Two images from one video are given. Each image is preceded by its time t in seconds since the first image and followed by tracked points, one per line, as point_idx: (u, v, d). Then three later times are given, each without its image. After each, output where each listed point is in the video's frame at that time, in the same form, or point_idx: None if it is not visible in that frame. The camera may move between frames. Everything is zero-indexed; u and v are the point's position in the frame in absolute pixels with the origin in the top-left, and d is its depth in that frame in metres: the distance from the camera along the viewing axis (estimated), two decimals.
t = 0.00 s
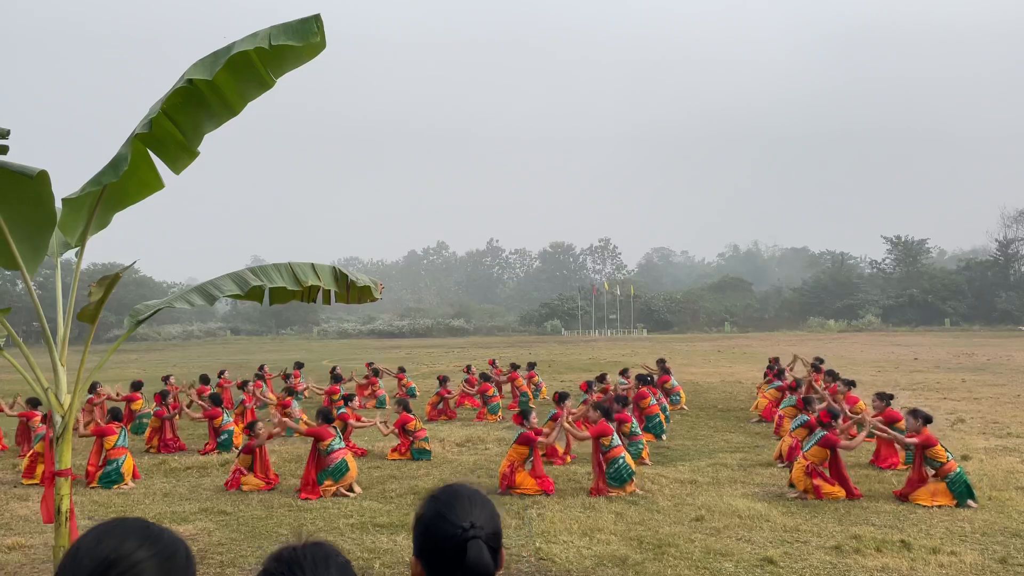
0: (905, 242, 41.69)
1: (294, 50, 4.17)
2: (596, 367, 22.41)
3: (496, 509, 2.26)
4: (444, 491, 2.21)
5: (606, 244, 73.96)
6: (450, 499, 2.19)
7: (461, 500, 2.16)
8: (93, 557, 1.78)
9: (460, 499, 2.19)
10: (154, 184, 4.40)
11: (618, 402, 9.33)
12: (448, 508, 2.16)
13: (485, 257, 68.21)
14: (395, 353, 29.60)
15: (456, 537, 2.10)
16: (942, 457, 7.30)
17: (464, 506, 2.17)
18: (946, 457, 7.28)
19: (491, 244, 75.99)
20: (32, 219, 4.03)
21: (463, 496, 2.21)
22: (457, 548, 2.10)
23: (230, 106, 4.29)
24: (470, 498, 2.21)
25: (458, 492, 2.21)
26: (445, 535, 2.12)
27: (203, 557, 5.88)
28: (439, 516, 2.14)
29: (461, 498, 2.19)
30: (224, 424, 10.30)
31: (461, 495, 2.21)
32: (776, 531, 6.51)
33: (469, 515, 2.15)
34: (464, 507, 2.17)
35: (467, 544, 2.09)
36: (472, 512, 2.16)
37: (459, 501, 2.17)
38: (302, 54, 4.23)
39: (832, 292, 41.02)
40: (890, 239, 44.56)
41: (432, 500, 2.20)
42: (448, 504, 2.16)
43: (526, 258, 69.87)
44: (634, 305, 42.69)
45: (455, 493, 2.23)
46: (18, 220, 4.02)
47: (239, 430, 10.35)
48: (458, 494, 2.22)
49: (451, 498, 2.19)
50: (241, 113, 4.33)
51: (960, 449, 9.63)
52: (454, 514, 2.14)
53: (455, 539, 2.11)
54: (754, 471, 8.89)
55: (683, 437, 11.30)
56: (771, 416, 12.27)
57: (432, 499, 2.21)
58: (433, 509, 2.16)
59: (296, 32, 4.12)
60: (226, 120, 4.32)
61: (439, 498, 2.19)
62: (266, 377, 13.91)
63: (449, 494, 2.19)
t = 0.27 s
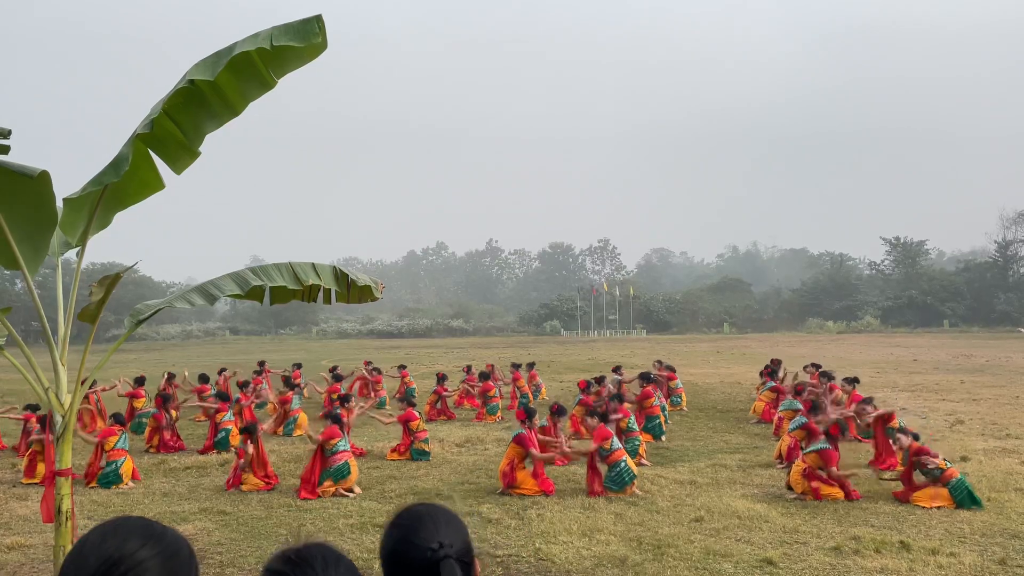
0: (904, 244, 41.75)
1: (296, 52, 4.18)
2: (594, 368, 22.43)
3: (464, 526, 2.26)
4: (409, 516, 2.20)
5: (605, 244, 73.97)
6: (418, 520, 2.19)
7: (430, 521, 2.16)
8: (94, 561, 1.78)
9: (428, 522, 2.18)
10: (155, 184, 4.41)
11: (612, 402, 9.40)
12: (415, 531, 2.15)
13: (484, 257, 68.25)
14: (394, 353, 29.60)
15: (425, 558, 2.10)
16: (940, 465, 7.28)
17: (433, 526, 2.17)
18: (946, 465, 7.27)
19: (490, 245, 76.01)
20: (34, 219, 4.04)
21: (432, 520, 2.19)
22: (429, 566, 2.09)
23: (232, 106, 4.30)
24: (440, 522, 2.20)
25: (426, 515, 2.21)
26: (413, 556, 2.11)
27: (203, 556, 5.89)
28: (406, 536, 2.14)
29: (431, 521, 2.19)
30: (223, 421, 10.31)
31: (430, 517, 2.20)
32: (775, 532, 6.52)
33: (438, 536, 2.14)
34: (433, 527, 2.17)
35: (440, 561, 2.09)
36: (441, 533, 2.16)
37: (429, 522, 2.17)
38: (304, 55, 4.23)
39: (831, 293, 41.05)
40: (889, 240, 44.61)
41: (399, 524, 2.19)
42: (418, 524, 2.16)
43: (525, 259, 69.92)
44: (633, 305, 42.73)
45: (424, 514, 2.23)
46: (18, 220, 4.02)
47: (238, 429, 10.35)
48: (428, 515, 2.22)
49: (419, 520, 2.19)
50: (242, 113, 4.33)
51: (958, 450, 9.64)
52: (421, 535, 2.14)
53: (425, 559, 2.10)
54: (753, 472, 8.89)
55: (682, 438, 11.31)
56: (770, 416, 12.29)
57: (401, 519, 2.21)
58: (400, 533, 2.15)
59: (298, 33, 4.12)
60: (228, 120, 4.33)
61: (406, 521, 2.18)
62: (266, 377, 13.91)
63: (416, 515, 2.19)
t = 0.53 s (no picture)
0: (903, 244, 41.82)
1: (297, 51, 4.18)
2: (594, 368, 22.44)
3: (460, 529, 2.26)
4: (406, 518, 2.20)
5: (604, 244, 73.93)
6: (415, 521, 2.19)
7: (427, 524, 2.16)
8: (91, 559, 1.78)
9: (427, 524, 2.18)
10: (156, 184, 4.40)
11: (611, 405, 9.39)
12: (412, 533, 2.15)
13: (483, 257, 68.26)
14: (393, 353, 29.59)
15: (421, 560, 2.10)
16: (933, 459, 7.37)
17: (429, 529, 2.17)
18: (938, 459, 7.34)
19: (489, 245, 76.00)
20: (34, 218, 4.03)
21: (430, 522, 2.20)
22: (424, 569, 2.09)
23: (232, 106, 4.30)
24: (437, 523, 2.20)
25: (424, 517, 2.21)
26: (409, 558, 2.12)
27: (203, 555, 5.89)
28: (404, 537, 2.15)
29: (428, 523, 2.19)
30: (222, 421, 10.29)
31: (427, 519, 2.21)
32: (775, 532, 6.52)
33: (436, 539, 2.14)
34: (429, 530, 2.17)
35: (434, 565, 2.09)
36: (437, 536, 2.16)
37: (426, 524, 2.18)
38: (305, 55, 4.23)
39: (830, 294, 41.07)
40: (888, 241, 44.65)
41: (393, 530, 2.18)
42: (415, 527, 2.16)
43: (525, 259, 69.93)
44: (632, 305, 42.74)
45: (423, 516, 2.23)
46: (18, 220, 4.02)
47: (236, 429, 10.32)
48: (425, 517, 2.22)
49: (415, 522, 2.19)
50: (243, 113, 4.33)
51: (958, 451, 9.65)
52: (417, 538, 2.14)
53: (421, 561, 2.10)
54: (752, 473, 8.89)
55: (682, 438, 11.32)
56: (769, 417, 12.29)
57: (399, 519, 2.22)
58: (396, 540, 2.15)
59: (300, 33, 4.12)
60: (228, 120, 4.33)
61: (404, 522, 2.19)
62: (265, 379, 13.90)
63: (410, 519, 2.19)
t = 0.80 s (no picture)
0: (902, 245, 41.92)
1: (298, 51, 4.18)
2: (593, 368, 22.46)
3: (461, 516, 2.25)
4: (406, 503, 2.21)
5: (602, 244, 73.96)
6: (415, 507, 2.20)
7: (425, 510, 2.16)
8: (85, 560, 1.78)
9: (425, 510, 2.19)
10: (156, 183, 4.40)
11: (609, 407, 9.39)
12: (411, 519, 2.16)
13: (482, 257, 68.28)
14: (391, 353, 29.58)
15: (418, 544, 2.11)
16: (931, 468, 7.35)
17: (429, 514, 2.18)
18: (936, 466, 7.34)
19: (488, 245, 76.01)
20: (34, 218, 4.03)
21: (429, 507, 2.20)
22: (420, 553, 2.09)
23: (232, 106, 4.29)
24: (437, 509, 2.20)
25: (423, 502, 2.22)
26: (408, 543, 2.12)
27: (203, 555, 5.89)
28: (404, 523, 2.16)
29: (428, 508, 2.19)
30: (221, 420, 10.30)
31: (426, 504, 2.21)
32: (774, 532, 6.53)
33: (434, 524, 2.15)
34: (429, 515, 2.18)
35: (429, 551, 2.09)
36: (435, 521, 2.16)
37: (425, 509, 2.18)
38: (306, 55, 4.23)
39: (828, 294, 41.11)
40: (886, 241, 44.72)
41: (397, 515, 2.20)
42: (414, 512, 2.17)
43: (523, 259, 69.96)
44: (631, 305, 42.77)
45: (424, 502, 2.23)
46: (18, 220, 4.01)
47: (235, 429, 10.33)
48: (425, 503, 2.23)
49: (415, 507, 2.19)
50: (243, 112, 4.32)
51: (956, 450, 9.67)
52: (416, 522, 2.14)
53: (418, 546, 2.11)
54: (751, 473, 8.90)
55: (681, 438, 11.33)
56: (767, 417, 12.31)
57: (400, 506, 2.22)
58: (399, 524, 2.16)
59: (301, 32, 4.12)
60: (229, 119, 4.32)
61: (405, 508, 2.19)
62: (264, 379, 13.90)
63: (413, 503, 2.20)
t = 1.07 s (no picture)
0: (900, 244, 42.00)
1: (298, 51, 4.17)
2: (591, 367, 22.45)
3: (465, 501, 2.25)
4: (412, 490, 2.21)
5: (601, 244, 73.95)
6: (420, 495, 2.20)
7: (430, 495, 2.16)
8: (87, 560, 1.77)
9: (429, 496, 2.18)
10: (156, 182, 4.39)
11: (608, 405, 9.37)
12: (417, 505, 2.16)
13: (480, 257, 68.27)
14: (390, 352, 29.57)
15: (422, 528, 2.11)
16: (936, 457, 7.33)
17: (434, 500, 2.17)
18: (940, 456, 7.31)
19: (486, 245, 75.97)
20: (33, 217, 4.02)
21: (434, 494, 2.20)
22: (422, 538, 2.09)
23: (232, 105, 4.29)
24: (441, 495, 2.20)
25: (429, 489, 2.22)
26: (413, 529, 2.12)
27: (202, 555, 5.88)
28: (410, 510, 2.16)
29: (433, 494, 2.19)
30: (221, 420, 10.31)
31: (432, 491, 2.21)
32: (774, 531, 6.53)
33: (438, 509, 2.14)
34: (434, 500, 2.17)
35: (429, 534, 2.09)
36: (440, 506, 2.16)
37: (430, 495, 2.18)
38: (306, 54, 4.22)
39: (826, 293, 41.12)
40: (884, 241, 44.78)
41: (407, 501, 2.22)
42: (419, 498, 2.17)
43: (521, 258, 69.95)
44: (630, 305, 42.75)
45: (429, 490, 2.23)
46: (18, 219, 4.01)
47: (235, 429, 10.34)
48: (430, 490, 2.22)
49: (420, 495, 2.19)
50: (243, 111, 4.31)
51: (955, 449, 9.68)
52: (420, 509, 2.14)
53: (422, 530, 2.11)
54: (751, 472, 8.90)
55: (680, 437, 11.33)
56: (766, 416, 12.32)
57: (408, 497, 2.22)
58: (406, 509, 2.18)
59: (301, 31, 4.11)
60: (228, 119, 4.32)
61: (411, 496, 2.20)
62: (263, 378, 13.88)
63: (419, 492, 2.20)
